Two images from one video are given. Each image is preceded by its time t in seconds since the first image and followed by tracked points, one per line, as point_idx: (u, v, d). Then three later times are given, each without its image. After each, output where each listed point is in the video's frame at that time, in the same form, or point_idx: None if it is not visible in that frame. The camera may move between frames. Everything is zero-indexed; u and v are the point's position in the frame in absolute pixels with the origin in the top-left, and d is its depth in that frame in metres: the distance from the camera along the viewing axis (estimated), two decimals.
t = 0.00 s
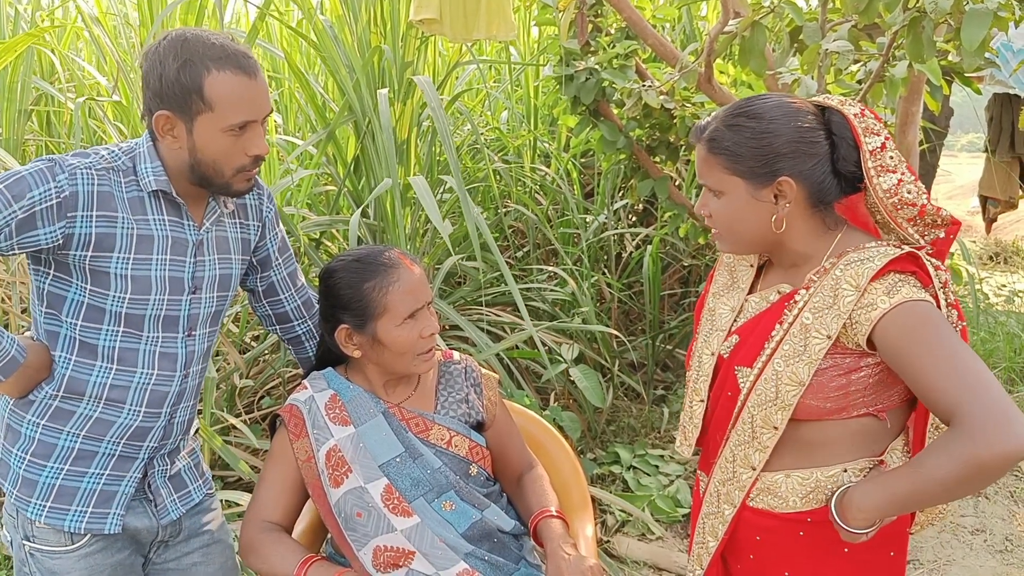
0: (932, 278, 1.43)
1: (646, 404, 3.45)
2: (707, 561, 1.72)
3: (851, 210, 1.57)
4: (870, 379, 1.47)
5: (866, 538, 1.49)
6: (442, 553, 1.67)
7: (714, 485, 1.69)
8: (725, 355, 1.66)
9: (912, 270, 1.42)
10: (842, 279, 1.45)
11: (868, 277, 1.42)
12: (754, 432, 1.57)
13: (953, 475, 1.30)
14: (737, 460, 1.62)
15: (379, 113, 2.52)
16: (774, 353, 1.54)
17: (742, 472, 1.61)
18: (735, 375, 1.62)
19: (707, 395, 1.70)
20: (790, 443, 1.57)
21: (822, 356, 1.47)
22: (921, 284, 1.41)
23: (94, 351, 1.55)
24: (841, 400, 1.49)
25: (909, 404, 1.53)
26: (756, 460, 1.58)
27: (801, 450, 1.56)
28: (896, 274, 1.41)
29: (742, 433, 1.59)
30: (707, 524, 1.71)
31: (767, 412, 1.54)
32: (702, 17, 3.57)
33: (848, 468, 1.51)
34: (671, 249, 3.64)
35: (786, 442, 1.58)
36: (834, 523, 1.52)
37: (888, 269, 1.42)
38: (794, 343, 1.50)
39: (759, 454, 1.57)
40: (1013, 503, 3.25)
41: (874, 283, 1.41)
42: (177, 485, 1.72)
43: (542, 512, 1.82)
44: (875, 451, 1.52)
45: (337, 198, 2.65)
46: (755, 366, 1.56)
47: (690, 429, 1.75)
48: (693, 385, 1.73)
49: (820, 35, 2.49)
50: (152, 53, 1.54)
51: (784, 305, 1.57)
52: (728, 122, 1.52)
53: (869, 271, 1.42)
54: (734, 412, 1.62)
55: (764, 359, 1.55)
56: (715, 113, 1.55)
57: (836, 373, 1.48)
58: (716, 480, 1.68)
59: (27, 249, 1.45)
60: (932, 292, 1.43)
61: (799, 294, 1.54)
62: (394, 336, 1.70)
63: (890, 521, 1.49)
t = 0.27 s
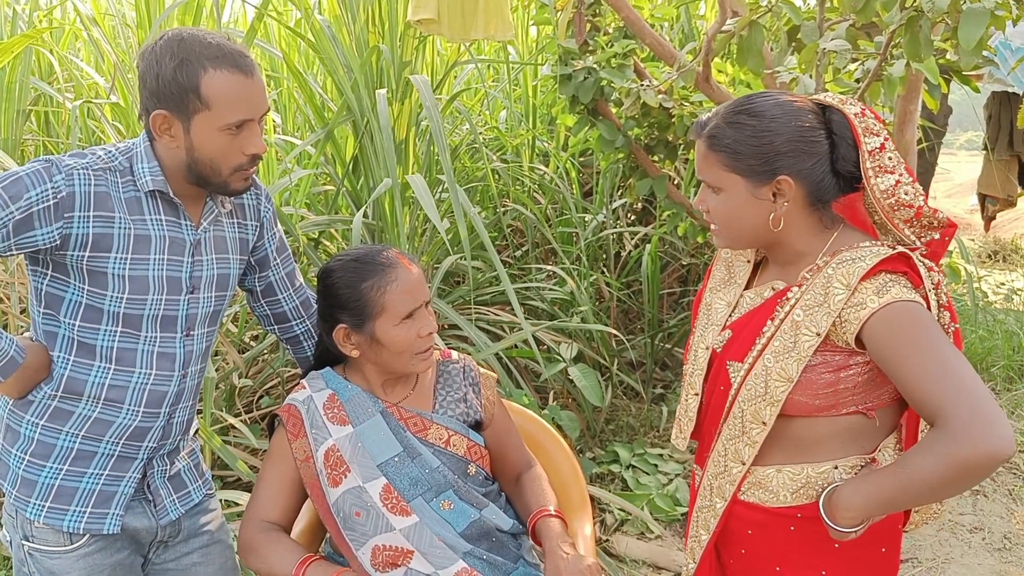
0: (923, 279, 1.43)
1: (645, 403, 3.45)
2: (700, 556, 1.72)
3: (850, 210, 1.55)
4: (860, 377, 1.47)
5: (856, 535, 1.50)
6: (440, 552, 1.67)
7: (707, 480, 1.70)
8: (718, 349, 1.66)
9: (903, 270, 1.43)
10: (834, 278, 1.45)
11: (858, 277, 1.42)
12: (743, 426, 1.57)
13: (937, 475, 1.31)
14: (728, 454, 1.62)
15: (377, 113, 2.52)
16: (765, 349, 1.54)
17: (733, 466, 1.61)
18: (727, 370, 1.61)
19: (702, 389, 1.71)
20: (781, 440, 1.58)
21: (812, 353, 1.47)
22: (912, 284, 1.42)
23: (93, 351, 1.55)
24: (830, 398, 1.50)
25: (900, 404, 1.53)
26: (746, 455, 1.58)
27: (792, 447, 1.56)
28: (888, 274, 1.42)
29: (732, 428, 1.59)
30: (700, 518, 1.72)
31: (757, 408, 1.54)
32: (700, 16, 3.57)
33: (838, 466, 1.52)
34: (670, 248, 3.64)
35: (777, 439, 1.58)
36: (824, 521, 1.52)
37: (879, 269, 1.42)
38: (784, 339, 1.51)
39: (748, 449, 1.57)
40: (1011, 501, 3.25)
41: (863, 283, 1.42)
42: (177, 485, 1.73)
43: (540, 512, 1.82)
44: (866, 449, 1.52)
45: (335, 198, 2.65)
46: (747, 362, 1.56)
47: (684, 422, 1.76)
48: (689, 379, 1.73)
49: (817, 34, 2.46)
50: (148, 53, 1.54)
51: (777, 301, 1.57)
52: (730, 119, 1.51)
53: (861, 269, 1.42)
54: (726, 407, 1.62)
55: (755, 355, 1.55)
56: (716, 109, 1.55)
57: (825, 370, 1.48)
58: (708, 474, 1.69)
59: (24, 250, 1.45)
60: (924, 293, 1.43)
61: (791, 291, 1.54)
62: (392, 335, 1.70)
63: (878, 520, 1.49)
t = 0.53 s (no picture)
0: (924, 276, 1.42)
1: (644, 402, 3.45)
2: (699, 552, 1.72)
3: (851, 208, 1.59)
4: (859, 374, 1.47)
5: (854, 533, 1.50)
6: (440, 550, 1.67)
7: (706, 476, 1.70)
8: (719, 345, 1.66)
9: (903, 267, 1.42)
10: (834, 275, 1.46)
11: (859, 274, 1.42)
12: (742, 422, 1.57)
13: (934, 472, 1.31)
14: (727, 450, 1.62)
15: (376, 111, 2.52)
16: (765, 345, 1.54)
17: (733, 462, 1.61)
18: (727, 366, 1.62)
19: (702, 383, 1.71)
20: (780, 436, 1.58)
21: (811, 349, 1.47)
22: (911, 282, 1.41)
23: (92, 349, 1.55)
24: (829, 394, 1.49)
25: (900, 402, 1.53)
26: (746, 451, 1.57)
27: (791, 444, 1.56)
28: (887, 271, 1.42)
29: (732, 424, 1.59)
30: (699, 515, 1.72)
31: (757, 404, 1.54)
32: (699, 15, 3.57)
33: (837, 462, 1.51)
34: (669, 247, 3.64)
35: (776, 435, 1.58)
36: (823, 518, 1.52)
37: (879, 266, 1.42)
38: (784, 335, 1.51)
39: (748, 445, 1.57)
40: (1011, 500, 3.25)
41: (864, 280, 1.42)
42: (177, 484, 1.72)
43: (540, 511, 1.82)
44: (865, 445, 1.52)
45: (334, 196, 2.65)
46: (747, 357, 1.57)
47: (683, 416, 1.76)
48: (688, 373, 1.74)
49: (818, 33, 2.46)
50: (146, 50, 1.54)
51: (777, 297, 1.57)
52: (735, 119, 1.50)
53: (861, 266, 1.42)
54: (725, 402, 1.62)
55: (755, 351, 1.55)
56: (721, 108, 1.54)
57: (825, 367, 1.48)
58: (708, 470, 1.69)
59: (23, 247, 1.45)
60: (924, 290, 1.42)
61: (791, 287, 1.54)
62: (391, 333, 1.70)
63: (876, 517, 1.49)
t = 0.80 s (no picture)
0: (924, 277, 1.43)
1: (643, 402, 3.45)
2: (699, 551, 1.72)
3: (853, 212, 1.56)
4: (860, 374, 1.47)
5: (854, 531, 1.50)
6: (439, 550, 1.67)
7: (707, 476, 1.70)
8: (720, 346, 1.66)
9: (903, 269, 1.42)
10: (834, 276, 1.46)
11: (859, 274, 1.42)
12: (743, 422, 1.57)
13: (933, 472, 1.31)
14: (728, 450, 1.62)
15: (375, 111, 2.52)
16: (766, 346, 1.54)
17: (734, 462, 1.61)
18: (728, 366, 1.62)
19: (703, 385, 1.72)
20: (781, 436, 1.58)
21: (813, 349, 1.47)
22: (912, 283, 1.42)
23: (93, 349, 1.55)
24: (830, 394, 1.49)
25: (900, 402, 1.53)
26: (746, 450, 1.58)
27: (792, 444, 1.56)
28: (888, 272, 1.42)
29: (733, 423, 1.59)
30: (699, 514, 1.72)
31: (758, 404, 1.54)
32: (698, 15, 3.57)
33: (837, 461, 1.51)
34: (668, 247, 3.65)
35: (777, 435, 1.58)
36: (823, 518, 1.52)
37: (879, 267, 1.42)
38: (785, 335, 1.51)
39: (749, 445, 1.57)
40: (1010, 499, 3.25)
41: (864, 281, 1.42)
42: (178, 484, 1.72)
43: (539, 512, 1.82)
44: (865, 445, 1.52)
45: (333, 196, 2.65)
46: (747, 358, 1.56)
47: (685, 417, 1.77)
48: (691, 375, 1.74)
49: (816, 33, 2.46)
50: (146, 48, 1.54)
51: (778, 298, 1.57)
52: (735, 120, 1.50)
53: (861, 268, 1.43)
54: (726, 403, 1.62)
55: (756, 351, 1.55)
56: (721, 109, 1.54)
57: (825, 367, 1.48)
58: (708, 470, 1.69)
59: (24, 247, 1.45)
60: (924, 290, 1.42)
61: (792, 288, 1.54)
62: (390, 333, 1.70)
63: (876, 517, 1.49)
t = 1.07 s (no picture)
0: (924, 276, 1.43)
1: (642, 401, 3.45)
2: (699, 550, 1.72)
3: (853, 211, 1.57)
4: (860, 372, 1.47)
5: (854, 530, 1.49)
6: (439, 549, 1.67)
7: (707, 474, 1.70)
8: (721, 344, 1.66)
9: (903, 267, 1.43)
10: (835, 274, 1.46)
11: (860, 273, 1.42)
12: (744, 420, 1.58)
13: (933, 469, 1.31)
14: (729, 448, 1.62)
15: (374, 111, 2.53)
16: (767, 344, 1.55)
17: (734, 460, 1.61)
18: (729, 364, 1.62)
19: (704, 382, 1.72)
20: (782, 435, 1.58)
21: (813, 347, 1.47)
22: (912, 281, 1.42)
23: (95, 349, 1.55)
24: (831, 392, 1.49)
25: (901, 400, 1.53)
26: (747, 448, 1.58)
27: (793, 442, 1.56)
28: (888, 270, 1.42)
29: (734, 421, 1.60)
30: (700, 512, 1.72)
31: (759, 402, 1.54)
32: (697, 14, 3.58)
33: (838, 459, 1.51)
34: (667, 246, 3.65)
35: (778, 432, 1.58)
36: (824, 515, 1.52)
37: (879, 265, 1.42)
38: (786, 333, 1.51)
39: (749, 442, 1.57)
40: (1008, 498, 3.26)
41: (865, 279, 1.42)
42: (180, 484, 1.72)
43: (539, 512, 1.82)
44: (866, 443, 1.52)
45: (333, 196, 2.65)
46: (748, 356, 1.57)
47: (687, 415, 1.76)
48: (692, 372, 1.74)
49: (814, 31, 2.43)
50: (146, 46, 1.54)
51: (778, 297, 1.57)
52: (736, 119, 1.50)
53: (862, 266, 1.43)
54: (727, 401, 1.63)
55: (757, 349, 1.56)
56: (723, 108, 1.54)
57: (825, 365, 1.48)
58: (709, 468, 1.69)
59: (24, 247, 1.45)
60: (924, 289, 1.42)
61: (792, 287, 1.54)
62: (389, 332, 1.70)
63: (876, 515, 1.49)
